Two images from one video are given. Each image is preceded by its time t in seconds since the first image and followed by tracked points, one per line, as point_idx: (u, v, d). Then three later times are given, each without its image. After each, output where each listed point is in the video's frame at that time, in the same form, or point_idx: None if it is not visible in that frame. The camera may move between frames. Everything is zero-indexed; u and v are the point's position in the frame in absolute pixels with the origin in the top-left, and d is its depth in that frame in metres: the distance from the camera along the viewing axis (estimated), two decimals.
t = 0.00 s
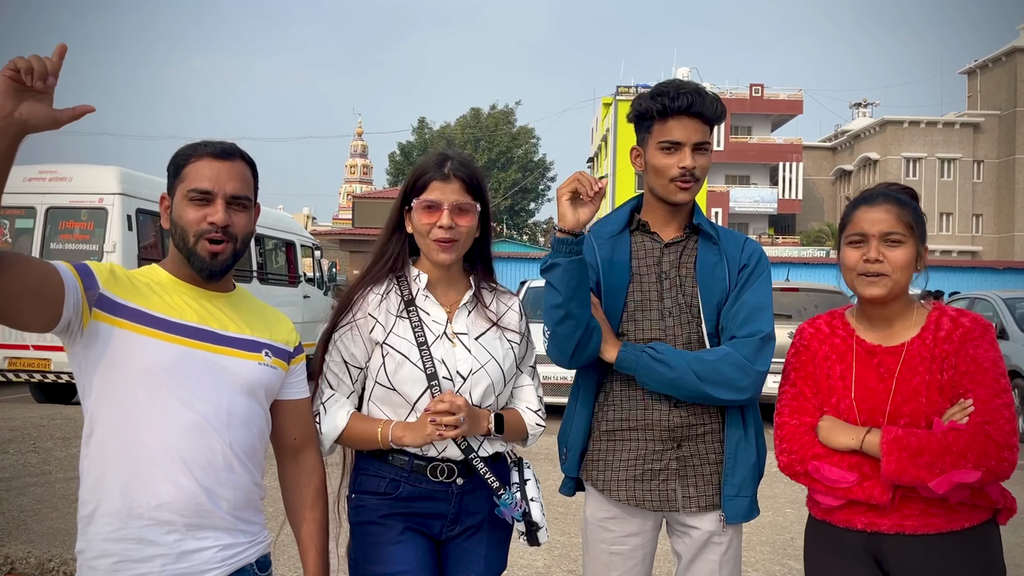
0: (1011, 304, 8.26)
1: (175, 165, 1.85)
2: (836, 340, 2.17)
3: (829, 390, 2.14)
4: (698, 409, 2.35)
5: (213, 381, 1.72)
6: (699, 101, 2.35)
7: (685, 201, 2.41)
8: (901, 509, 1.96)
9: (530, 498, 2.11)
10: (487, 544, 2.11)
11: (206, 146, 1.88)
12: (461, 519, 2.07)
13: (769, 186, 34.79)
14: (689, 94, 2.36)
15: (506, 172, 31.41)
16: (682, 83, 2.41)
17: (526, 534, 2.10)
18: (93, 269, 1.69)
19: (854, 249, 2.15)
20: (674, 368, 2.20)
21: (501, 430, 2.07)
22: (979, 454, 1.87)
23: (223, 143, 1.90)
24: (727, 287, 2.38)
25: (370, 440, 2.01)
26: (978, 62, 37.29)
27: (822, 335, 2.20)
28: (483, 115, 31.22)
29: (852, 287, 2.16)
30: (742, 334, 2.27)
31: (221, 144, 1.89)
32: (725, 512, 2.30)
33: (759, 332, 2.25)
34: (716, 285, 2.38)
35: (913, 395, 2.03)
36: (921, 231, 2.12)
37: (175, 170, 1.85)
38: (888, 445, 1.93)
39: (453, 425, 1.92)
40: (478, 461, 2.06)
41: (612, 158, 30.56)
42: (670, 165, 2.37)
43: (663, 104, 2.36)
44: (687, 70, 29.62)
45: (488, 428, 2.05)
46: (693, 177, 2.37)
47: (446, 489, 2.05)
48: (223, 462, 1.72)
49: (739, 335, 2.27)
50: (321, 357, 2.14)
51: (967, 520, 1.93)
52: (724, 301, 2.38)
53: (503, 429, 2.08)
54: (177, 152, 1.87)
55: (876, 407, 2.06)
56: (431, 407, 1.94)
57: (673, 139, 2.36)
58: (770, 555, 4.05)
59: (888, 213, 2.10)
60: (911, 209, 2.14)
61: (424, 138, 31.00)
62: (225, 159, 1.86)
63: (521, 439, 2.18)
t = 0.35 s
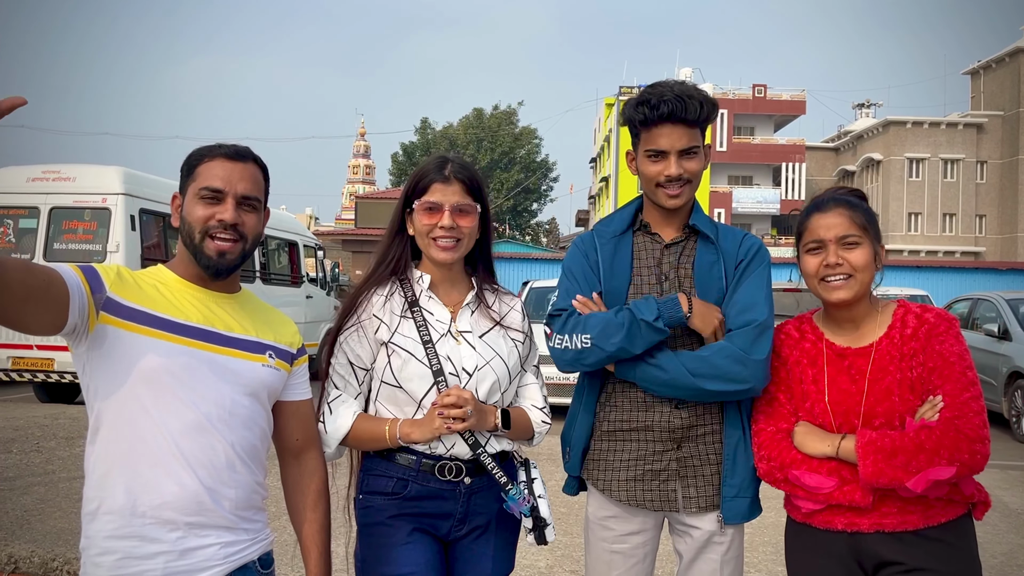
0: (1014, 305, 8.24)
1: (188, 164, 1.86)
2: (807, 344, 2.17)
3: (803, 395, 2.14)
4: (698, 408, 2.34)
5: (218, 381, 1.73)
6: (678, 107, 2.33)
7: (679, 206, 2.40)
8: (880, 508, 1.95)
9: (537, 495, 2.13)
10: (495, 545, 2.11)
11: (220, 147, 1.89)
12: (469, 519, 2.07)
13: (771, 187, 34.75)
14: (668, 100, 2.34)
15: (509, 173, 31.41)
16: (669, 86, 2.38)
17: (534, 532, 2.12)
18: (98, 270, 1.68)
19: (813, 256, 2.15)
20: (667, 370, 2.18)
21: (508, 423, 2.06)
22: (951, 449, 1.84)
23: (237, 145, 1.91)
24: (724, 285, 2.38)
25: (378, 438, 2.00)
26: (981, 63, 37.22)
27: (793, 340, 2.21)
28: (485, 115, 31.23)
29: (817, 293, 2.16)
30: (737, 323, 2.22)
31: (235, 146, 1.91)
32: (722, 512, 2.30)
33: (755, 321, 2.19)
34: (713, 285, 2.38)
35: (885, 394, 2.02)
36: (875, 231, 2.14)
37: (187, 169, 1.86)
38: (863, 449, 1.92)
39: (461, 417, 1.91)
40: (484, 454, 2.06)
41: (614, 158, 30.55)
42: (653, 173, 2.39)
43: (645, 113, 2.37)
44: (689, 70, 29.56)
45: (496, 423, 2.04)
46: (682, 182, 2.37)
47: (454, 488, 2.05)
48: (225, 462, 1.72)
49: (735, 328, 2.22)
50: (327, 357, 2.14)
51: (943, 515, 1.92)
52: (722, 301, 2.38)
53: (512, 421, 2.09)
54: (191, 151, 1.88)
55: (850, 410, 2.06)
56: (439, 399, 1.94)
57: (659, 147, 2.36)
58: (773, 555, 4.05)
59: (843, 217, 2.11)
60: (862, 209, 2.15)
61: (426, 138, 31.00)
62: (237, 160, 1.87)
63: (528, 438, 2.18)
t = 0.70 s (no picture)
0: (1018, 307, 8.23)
1: (195, 163, 1.86)
2: (819, 343, 2.16)
3: (812, 393, 2.13)
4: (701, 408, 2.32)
5: (225, 383, 1.72)
6: (671, 110, 2.32)
7: (678, 207, 2.39)
8: (881, 511, 1.94)
9: (539, 497, 2.11)
10: (497, 546, 2.10)
11: (226, 145, 1.88)
12: (470, 519, 2.06)
13: (774, 186, 34.70)
14: (660, 104, 2.32)
15: (511, 172, 31.40)
16: (661, 88, 2.35)
17: (537, 533, 2.10)
18: (94, 301, 1.60)
19: (822, 269, 2.12)
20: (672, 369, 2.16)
21: (511, 427, 2.06)
22: (953, 453, 1.82)
23: (243, 143, 1.91)
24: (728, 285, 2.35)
25: (381, 440, 1.99)
26: (985, 62, 37.11)
27: (805, 338, 2.19)
28: (488, 114, 31.20)
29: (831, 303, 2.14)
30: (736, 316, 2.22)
31: (241, 144, 1.90)
32: (728, 511, 2.28)
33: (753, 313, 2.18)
34: (715, 285, 2.36)
35: (892, 397, 2.01)
36: (883, 233, 2.08)
37: (194, 168, 1.85)
38: (864, 450, 1.91)
39: (466, 424, 1.90)
40: (486, 458, 2.06)
41: (617, 157, 30.52)
42: (648, 176, 2.39)
43: (637, 118, 2.36)
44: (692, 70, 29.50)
45: (500, 428, 2.04)
46: (680, 184, 2.37)
47: (455, 489, 2.04)
48: (232, 464, 1.72)
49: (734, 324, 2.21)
50: (331, 355, 2.13)
51: (947, 521, 1.91)
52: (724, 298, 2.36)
53: (516, 427, 2.10)
54: (196, 150, 1.87)
55: (856, 410, 2.04)
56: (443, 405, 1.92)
57: (654, 151, 2.35)
58: (775, 555, 4.04)
59: (845, 228, 2.06)
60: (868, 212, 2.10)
61: (429, 137, 30.99)
62: (243, 158, 1.86)
63: (529, 439, 2.17)
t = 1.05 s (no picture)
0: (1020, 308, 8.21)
1: (186, 160, 1.83)
2: (833, 342, 2.14)
3: (823, 393, 2.11)
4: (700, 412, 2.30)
5: (225, 387, 1.71)
6: (668, 110, 2.30)
7: (679, 205, 2.37)
8: (887, 515, 1.93)
9: (538, 504, 2.10)
10: (494, 553, 2.09)
11: (218, 141, 1.86)
12: (468, 527, 2.05)
13: (776, 185, 34.66)
14: (657, 103, 2.30)
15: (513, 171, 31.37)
16: (659, 87, 2.34)
17: (533, 538, 2.08)
18: (98, 332, 1.57)
19: (838, 265, 2.11)
20: (680, 389, 2.17)
21: (520, 441, 2.05)
22: (966, 465, 1.81)
23: (235, 140, 1.88)
24: (730, 287, 2.33)
25: (386, 448, 1.97)
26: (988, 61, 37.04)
27: (819, 337, 2.17)
28: (490, 113, 31.18)
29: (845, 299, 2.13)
30: (744, 330, 2.21)
31: (233, 141, 1.88)
32: (727, 512, 2.27)
33: (761, 330, 2.18)
34: (718, 284, 2.34)
35: (903, 400, 1.99)
36: (907, 236, 2.04)
37: (185, 166, 1.82)
38: (872, 456, 1.89)
39: (477, 446, 1.87)
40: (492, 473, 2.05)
41: (619, 156, 30.48)
42: (648, 176, 2.37)
43: (635, 117, 2.34)
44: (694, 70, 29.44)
45: (509, 441, 2.02)
46: (679, 183, 2.35)
47: (454, 496, 2.02)
48: (234, 468, 1.71)
49: (739, 337, 2.20)
50: (331, 353, 2.09)
51: (956, 527, 1.89)
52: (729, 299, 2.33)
53: (524, 439, 2.08)
54: (188, 147, 1.85)
55: (867, 412, 2.03)
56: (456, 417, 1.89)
57: (652, 150, 2.34)
58: (776, 555, 4.02)
59: (864, 229, 2.03)
60: (894, 214, 2.05)
61: (430, 136, 30.96)
62: (238, 155, 1.84)
63: (534, 443, 2.16)
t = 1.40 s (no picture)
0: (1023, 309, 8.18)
1: (186, 160, 1.81)
2: (839, 342, 2.12)
3: (828, 396, 2.08)
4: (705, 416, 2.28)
5: (226, 390, 1.69)
6: (672, 105, 2.27)
7: (681, 203, 2.35)
8: (896, 521, 1.90)
9: (540, 521, 2.07)
10: (494, 562, 2.07)
11: (218, 140, 1.83)
12: (468, 537, 2.03)
13: (777, 185, 34.61)
14: (660, 99, 2.28)
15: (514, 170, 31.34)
16: (661, 82, 2.31)
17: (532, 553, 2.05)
18: (104, 330, 1.54)
19: (850, 269, 2.08)
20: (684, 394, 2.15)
21: (526, 461, 2.03)
22: (973, 473, 1.79)
23: (235, 138, 1.85)
24: (733, 289, 2.31)
25: (386, 467, 1.96)
26: (989, 61, 37.00)
27: (824, 338, 2.15)
28: (491, 113, 31.16)
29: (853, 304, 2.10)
30: (748, 334, 2.18)
31: (233, 139, 1.85)
32: (727, 513, 2.25)
33: (766, 335, 2.16)
34: (721, 287, 2.31)
35: (911, 405, 1.97)
36: (922, 242, 2.02)
37: (185, 165, 1.80)
38: (880, 463, 1.87)
39: (481, 478, 1.87)
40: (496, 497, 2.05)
41: (620, 156, 30.44)
42: (649, 173, 2.35)
43: (637, 113, 2.32)
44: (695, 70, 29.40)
45: (514, 462, 2.00)
46: (681, 181, 2.33)
47: (455, 508, 2.00)
48: (237, 469, 1.69)
49: (744, 342, 2.18)
50: (332, 363, 2.05)
51: (967, 531, 1.87)
52: (731, 303, 2.31)
53: (529, 455, 2.06)
54: (189, 146, 1.83)
55: (873, 416, 2.00)
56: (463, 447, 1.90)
57: (654, 148, 2.32)
58: (778, 556, 4.00)
59: (881, 234, 2.01)
60: (911, 220, 2.03)
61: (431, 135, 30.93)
62: (238, 154, 1.82)
63: (540, 453, 2.16)
